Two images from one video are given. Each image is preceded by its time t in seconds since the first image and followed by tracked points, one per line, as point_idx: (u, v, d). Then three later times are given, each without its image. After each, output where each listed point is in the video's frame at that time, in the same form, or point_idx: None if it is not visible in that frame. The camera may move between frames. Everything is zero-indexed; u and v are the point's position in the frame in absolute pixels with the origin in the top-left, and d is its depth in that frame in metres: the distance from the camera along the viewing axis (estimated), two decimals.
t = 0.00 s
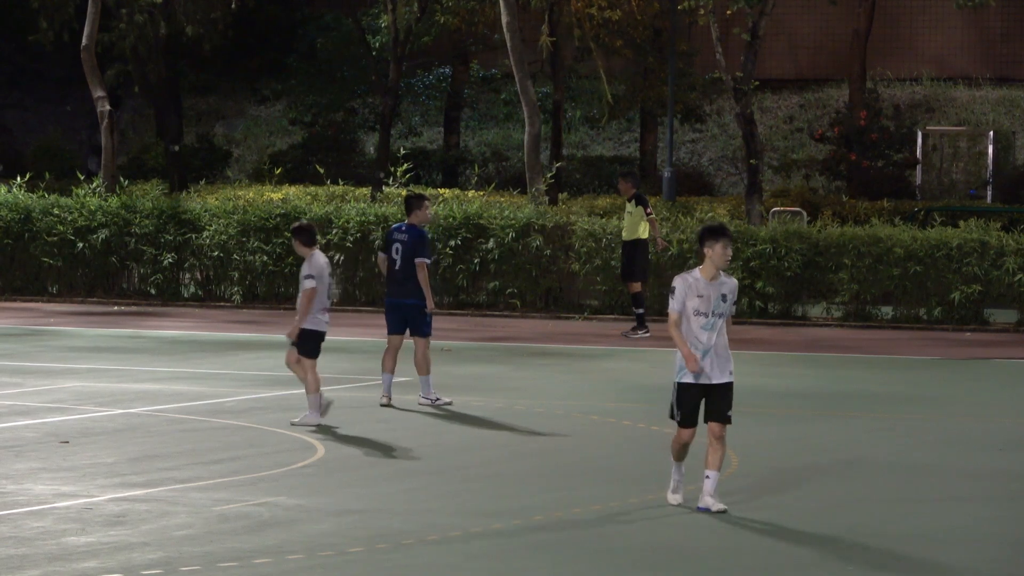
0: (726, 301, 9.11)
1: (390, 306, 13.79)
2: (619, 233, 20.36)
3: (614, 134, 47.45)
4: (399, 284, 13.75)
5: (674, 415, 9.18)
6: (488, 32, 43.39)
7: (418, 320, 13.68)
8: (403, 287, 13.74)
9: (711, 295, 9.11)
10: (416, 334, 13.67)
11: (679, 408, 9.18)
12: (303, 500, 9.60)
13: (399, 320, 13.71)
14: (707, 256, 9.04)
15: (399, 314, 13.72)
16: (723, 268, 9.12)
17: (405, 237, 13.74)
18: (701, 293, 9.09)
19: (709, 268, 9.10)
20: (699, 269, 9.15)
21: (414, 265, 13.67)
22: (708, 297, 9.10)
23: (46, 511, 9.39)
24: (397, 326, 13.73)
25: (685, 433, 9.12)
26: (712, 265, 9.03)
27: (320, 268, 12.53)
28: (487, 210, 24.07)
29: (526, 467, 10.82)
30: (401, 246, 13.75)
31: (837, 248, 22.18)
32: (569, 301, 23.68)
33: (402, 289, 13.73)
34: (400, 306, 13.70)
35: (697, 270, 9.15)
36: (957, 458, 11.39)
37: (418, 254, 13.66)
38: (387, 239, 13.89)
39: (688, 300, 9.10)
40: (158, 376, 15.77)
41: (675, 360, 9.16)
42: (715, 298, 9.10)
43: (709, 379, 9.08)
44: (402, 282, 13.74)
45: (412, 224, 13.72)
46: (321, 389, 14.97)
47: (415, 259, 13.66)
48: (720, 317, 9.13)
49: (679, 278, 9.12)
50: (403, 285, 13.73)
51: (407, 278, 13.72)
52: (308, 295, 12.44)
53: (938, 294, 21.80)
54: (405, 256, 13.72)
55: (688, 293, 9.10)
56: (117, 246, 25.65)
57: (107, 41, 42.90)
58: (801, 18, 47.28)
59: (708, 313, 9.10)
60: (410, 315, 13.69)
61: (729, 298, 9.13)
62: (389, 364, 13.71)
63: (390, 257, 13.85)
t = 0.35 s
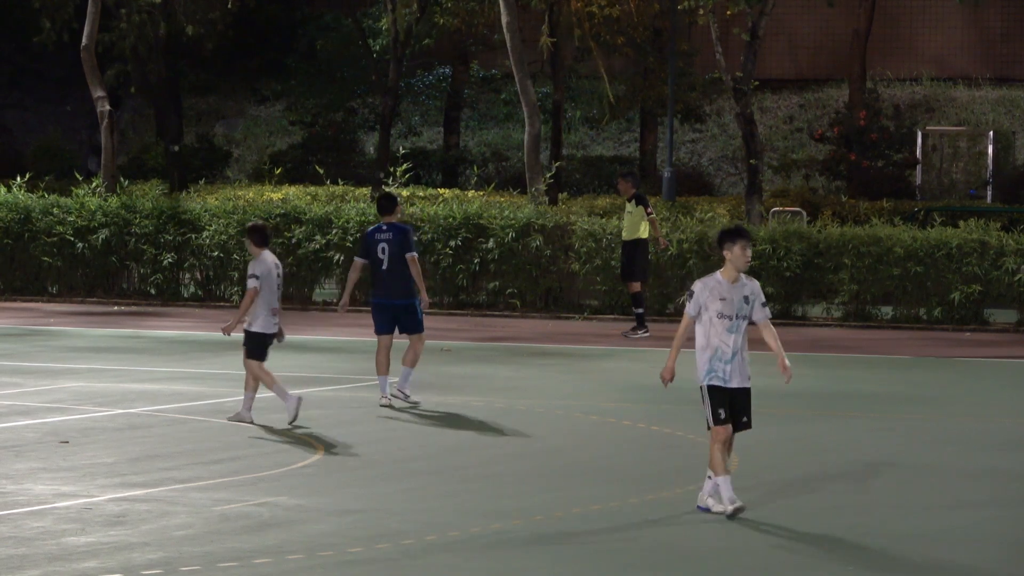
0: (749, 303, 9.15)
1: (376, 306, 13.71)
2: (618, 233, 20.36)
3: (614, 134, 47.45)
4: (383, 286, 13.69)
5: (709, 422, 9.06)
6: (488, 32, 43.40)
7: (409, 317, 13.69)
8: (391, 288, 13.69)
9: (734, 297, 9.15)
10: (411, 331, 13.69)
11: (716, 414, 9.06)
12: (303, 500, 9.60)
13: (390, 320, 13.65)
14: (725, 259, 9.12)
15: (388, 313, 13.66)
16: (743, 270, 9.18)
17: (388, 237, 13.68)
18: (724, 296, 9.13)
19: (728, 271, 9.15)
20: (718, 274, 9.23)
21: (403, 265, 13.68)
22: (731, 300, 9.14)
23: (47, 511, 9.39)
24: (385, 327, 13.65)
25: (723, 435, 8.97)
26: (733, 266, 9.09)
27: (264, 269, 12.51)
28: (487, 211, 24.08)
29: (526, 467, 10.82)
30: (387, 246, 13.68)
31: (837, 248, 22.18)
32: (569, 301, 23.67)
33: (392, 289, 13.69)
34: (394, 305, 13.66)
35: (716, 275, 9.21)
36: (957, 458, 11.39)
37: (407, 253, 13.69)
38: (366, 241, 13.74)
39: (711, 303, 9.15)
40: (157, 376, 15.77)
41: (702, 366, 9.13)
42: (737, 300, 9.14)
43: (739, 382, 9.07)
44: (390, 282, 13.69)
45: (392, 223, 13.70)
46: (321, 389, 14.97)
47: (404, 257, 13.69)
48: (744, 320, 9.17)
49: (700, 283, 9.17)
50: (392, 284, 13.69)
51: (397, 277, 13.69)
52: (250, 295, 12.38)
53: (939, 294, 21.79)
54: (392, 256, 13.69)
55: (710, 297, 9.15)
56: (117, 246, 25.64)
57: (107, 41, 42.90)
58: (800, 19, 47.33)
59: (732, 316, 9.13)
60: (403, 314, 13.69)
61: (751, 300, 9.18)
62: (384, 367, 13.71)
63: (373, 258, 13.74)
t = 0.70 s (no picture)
0: (771, 305, 8.78)
1: (370, 305, 13.60)
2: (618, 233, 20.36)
3: (614, 134, 47.45)
4: (374, 285, 13.64)
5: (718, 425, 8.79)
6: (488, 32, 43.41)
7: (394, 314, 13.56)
8: (382, 286, 13.63)
9: (757, 298, 8.77)
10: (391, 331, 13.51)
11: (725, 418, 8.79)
12: (302, 500, 9.61)
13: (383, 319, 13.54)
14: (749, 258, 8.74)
15: (378, 311, 13.57)
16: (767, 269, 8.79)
17: (386, 238, 13.73)
18: (747, 296, 8.74)
19: (753, 271, 8.77)
20: (742, 273, 8.84)
21: (398, 266, 13.70)
22: (754, 300, 8.76)
23: (46, 511, 9.39)
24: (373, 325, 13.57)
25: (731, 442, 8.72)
26: (756, 265, 8.72)
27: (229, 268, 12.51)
28: (487, 211, 24.11)
29: (525, 468, 10.83)
30: (385, 246, 13.70)
31: (837, 248, 22.16)
32: (568, 301, 23.68)
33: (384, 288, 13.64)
34: (388, 304, 13.58)
35: (740, 274, 8.82)
36: (958, 458, 11.38)
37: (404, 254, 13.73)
38: (362, 240, 13.75)
39: (734, 303, 8.76)
40: (157, 376, 15.78)
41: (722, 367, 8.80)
42: (760, 301, 8.76)
43: (758, 386, 8.73)
44: (382, 281, 13.65)
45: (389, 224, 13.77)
46: (320, 389, 15.00)
47: (401, 257, 13.72)
48: (766, 321, 8.80)
49: (723, 282, 8.79)
50: (385, 283, 13.64)
51: (390, 277, 13.66)
52: (219, 296, 12.40)
53: (939, 294, 21.80)
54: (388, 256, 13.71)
55: (732, 297, 8.76)
56: (117, 246, 25.65)
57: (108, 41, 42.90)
58: (800, 19, 47.35)
59: (754, 317, 8.75)
60: (392, 311, 13.58)
61: (774, 302, 8.80)
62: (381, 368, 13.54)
63: (368, 257, 13.73)
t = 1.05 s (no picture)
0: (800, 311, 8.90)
1: (364, 305, 13.77)
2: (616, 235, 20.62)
3: (613, 138, 47.83)
4: (365, 285, 13.82)
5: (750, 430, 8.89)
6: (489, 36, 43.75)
7: (386, 316, 13.79)
8: (375, 287, 13.82)
9: (787, 303, 8.88)
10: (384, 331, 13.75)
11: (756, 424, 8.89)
12: (306, 497, 9.88)
13: (377, 320, 13.76)
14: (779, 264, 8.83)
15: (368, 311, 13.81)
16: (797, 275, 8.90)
17: (382, 238, 13.88)
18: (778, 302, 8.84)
19: (782, 277, 8.85)
20: (770, 278, 8.93)
21: (392, 268, 13.87)
22: (785, 306, 8.87)
23: (56, 507, 9.67)
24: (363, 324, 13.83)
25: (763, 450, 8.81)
26: (787, 271, 8.81)
27: (179, 265, 13.03)
28: (488, 212, 24.36)
29: (525, 466, 11.10)
30: (380, 247, 13.86)
31: (831, 249, 22.39)
32: (567, 301, 23.94)
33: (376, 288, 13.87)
34: (382, 305, 13.79)
35: (769, 279, 8.91)
36: (950, 458, 11.63)
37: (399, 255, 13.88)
38: (357, 238, 13.85)
39: (765, 308, 8.85)
40: (165, 374, 16.07)
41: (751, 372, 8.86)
42: (790, 307, 8.88)
43: (789, 392, 8.82)
44: (375, 281, 13.82)
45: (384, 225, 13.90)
46: (324, 388, 15.25)
47: (395, 259, 13.87)
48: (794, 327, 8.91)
49: (755, 287, 8.85)
50: (377, 283, 13.83)
51: (382, 279, 13.84)
52: (160, 290, 12.90)
53: (931, 294, 22.02)
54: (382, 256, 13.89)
55: (764, 302, 8.84)
56: (124, 247, 25.84)
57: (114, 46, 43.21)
58: (796, 22, 47.72)
59: (784, 322, 8.86)
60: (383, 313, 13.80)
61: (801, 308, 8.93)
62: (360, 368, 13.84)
63: (362, 256, 13.85)
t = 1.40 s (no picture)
0: (822, 314, 9.17)
1: (355, 309, 14.21)
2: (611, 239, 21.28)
3: (608, 145, 48.65)
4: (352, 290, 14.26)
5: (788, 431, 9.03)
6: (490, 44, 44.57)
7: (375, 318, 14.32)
8: (363, 290, 14.26)
9: (807, 306, 9.16)
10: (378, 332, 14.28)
11: (792, 422, 9.04)
12: (313, 489, 10.50)
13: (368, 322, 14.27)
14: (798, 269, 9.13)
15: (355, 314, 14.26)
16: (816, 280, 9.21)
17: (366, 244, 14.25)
18: (799, 306, 9.13)
19: (802, 281, 9.16)
20: (789, 285, 9.24)
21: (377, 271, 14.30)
22: (805, 309, 9.15)
23: (75, 499, 10.27)
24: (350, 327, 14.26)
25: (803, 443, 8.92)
26: (806, 275, 9.12)
27: (154, 267, 13.54)
28: (489, 217, 25.06)
29: (522, 459, 11.72)
30: (366, 250, 14.23)
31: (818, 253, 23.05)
32: (564, 301, 24.49)
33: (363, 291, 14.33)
34: (372, 307, 14.27)
35: (789, 285, 9.22)
36: (928, 454, 12.24)
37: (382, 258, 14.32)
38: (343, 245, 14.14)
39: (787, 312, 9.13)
40: (179, 371, 16.78)
41: (778, 375, 9.10)
42: (811, 310, 9.15)
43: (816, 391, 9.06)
44: (363, 284, 14.26)
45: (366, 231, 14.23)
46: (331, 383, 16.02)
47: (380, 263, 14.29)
48: (816, 330, 9.18)
49: (776, 292, 9.15)
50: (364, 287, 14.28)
51: (372, 283, 14.27)
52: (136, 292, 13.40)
53: (914, 294, 22.65)
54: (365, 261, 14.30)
55: (786, 306, 9.13)
56: (140, 250, 26.57)
57: (128, 57, 44.00)
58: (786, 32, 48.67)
59: (806, 325, 9.14)
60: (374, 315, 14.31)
61: (822, 311, 9.20)
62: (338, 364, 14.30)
63: (350, 261, 14.23)
